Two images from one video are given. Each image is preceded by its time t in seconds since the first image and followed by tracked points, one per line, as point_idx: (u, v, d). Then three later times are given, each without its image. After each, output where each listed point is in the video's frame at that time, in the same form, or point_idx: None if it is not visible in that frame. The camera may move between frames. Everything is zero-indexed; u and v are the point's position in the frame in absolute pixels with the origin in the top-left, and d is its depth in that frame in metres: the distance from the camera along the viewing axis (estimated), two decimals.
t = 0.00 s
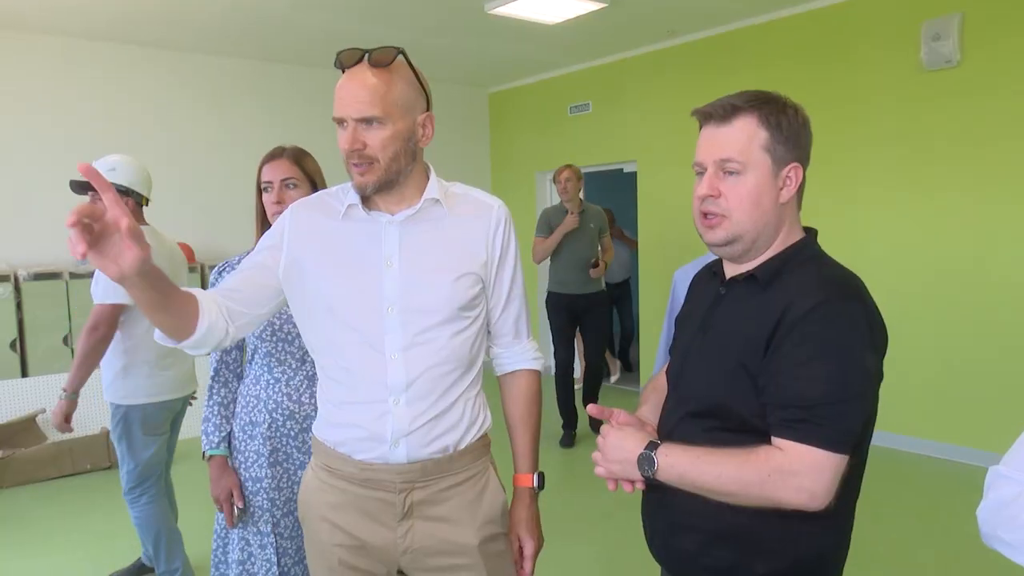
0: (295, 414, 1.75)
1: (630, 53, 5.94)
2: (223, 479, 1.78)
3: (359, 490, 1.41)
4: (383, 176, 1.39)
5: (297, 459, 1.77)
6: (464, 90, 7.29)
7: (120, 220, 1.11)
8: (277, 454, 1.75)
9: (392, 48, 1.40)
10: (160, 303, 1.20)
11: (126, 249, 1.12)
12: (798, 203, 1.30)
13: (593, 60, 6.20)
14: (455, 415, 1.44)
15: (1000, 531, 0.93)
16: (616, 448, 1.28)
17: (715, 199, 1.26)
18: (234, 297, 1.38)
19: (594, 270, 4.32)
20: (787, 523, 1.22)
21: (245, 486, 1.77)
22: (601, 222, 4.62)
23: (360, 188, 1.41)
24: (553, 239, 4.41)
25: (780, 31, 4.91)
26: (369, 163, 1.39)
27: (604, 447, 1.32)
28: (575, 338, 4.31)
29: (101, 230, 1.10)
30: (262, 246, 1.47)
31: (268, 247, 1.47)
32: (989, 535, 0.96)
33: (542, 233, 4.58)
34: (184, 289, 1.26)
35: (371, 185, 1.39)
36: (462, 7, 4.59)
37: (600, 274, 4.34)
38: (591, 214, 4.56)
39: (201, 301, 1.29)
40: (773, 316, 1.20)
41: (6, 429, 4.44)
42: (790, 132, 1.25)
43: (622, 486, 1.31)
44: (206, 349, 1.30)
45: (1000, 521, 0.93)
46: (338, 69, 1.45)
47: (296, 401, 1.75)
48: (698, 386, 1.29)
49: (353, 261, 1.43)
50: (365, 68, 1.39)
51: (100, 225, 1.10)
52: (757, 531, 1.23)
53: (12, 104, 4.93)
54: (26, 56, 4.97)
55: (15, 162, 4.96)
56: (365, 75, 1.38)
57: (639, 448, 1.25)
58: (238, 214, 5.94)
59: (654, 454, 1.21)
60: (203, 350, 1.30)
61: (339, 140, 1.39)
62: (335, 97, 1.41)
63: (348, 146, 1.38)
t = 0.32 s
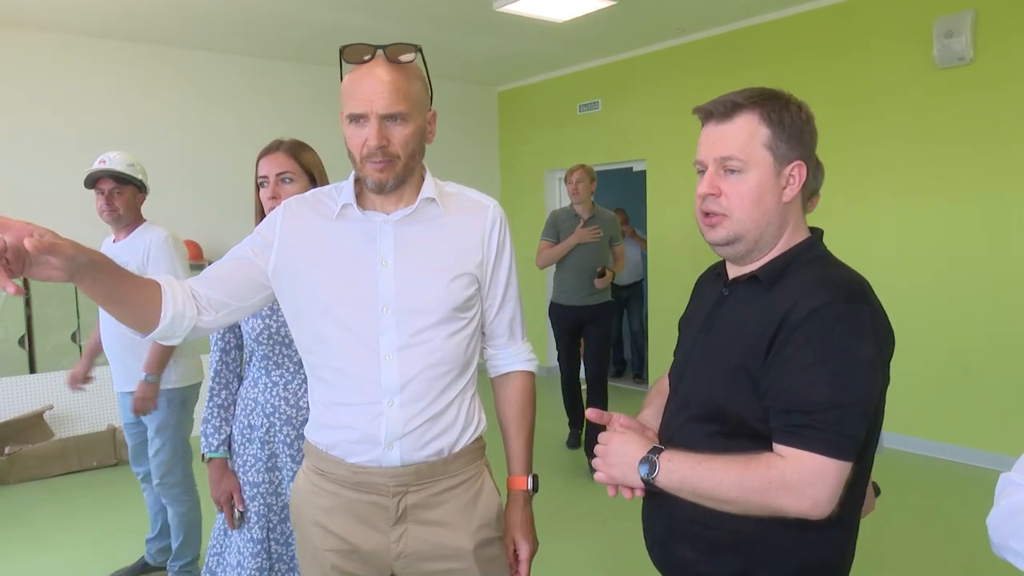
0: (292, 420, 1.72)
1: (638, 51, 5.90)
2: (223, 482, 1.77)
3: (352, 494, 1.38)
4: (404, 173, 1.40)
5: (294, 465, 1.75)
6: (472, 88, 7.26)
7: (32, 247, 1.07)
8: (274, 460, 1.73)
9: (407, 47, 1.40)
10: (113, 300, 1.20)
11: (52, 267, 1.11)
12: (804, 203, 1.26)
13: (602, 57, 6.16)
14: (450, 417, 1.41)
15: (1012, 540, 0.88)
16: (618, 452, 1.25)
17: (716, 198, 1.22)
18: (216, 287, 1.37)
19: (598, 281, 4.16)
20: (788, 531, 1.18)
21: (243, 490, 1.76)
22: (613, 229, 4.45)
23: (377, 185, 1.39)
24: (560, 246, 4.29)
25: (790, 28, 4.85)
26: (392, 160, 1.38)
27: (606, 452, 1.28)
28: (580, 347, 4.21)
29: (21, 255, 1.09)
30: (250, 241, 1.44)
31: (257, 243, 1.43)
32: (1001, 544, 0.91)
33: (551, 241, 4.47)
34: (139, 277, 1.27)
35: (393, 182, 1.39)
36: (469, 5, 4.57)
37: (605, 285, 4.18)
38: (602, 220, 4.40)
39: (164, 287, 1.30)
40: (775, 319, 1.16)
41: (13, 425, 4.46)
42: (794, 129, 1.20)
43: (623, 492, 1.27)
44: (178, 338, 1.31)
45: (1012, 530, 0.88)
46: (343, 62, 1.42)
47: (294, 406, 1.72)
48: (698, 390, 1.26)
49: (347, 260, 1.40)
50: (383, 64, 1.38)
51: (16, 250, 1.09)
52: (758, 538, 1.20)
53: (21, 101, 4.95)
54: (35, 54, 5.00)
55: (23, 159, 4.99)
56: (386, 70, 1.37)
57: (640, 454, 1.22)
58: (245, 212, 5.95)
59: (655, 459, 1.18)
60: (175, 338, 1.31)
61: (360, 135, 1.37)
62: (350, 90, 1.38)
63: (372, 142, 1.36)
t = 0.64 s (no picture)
0: (289, 421, 1.67)
1: (640, 51, 5.87)
2: (222, 481, 1.76)
3: (343, 495, 1.36)
4: (429, 169, 1.41)
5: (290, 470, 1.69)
6: (474, 87, 7.24)
7: (21, 248, 1.04)
8: (271, 463, 1.69)
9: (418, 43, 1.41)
10: (101, 303, 1.18)
11: (39, 268, 1.08)
12: (808, 206, 1.23)
13: (604, 57, 6.12)
14: (442, 419, 1.39)
15: (1018, 552, 0.85)
16: (616, 457, 1.23)
17: (720, 196, 1.20)
18: (207, 287, 1.35)
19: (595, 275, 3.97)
20: (786, 539, 1.16)
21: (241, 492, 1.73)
22: (621, 223, 4.23)
23: (410, 180, 1.37)
24: (559, 238, 4.17)
25: (793, 29, 4.82)
26: (423, 156, 1.38)
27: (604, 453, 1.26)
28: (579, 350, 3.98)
29: (8, 254, 1.05)
30: (240, 237, 1.42)
31: (248, 239, 1.41)
32: (1005, 556, 0.88)
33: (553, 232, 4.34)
34: (126, 277, 1.24)
35: (423, 179, 1.39)
36: (470, 3, 4.54)
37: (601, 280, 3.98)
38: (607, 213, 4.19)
39: (152, 288, 1.28)
40: (776, 323, 1.14)
41: (11, 420, 4.44)
42: (801, 131, 1.17)
43: (619, 495, 1.25)
44: (166, 339, 1.30)
45: (1018, 540, 0.86)
46: (361, 55, 1.38)
47: (292, 407, 1.68)
48: (697, 394, 1.23)
49: (340, 259, 1.38)
50: (409, 60, 1.38)
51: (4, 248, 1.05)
52: (755, 546, 1.17)
53: (20, 97, 4.93)
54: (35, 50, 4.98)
55: (23, 155, 4.97)
56: (415, 67, 1.38)
57: (638, 459, 1.20)
58: (246, 210, 5.94)
59: (655, 463, 1.16)
60: (163, 339, 1.30)
61: (398, 130, 1.35)
62: (382, 82, 1.34)
63: (416, 136, 1.35)
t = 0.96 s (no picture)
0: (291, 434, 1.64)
1: (630, 55, 5.89)
2: (219, 498, 1.73)
3: (338, 507, 1.34)
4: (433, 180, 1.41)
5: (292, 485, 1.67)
6: (464, 90, 7.23)
7: (14, 264, 1.02)
8: (272, 478, 1.66)
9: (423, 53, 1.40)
10: (92, 313, 1.16)
11: (30, 281, 1.06)
12: (813, 208, 1.23)
13: (594, 60, 6.13)
14: (439, 427, 1.37)
15: None
16: (619, 464, 1.21)
17: (725, 198, 1.19)
18: (199, 294, 1.33)
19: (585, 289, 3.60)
20: (792, 545, 1.15)
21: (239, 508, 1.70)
22: (606, 230, 3.86)
23: (416, 190, 1.36)
24: (541, 252, 3.77)
25: (782, 32, 4.85)
26: (429, 167, 1.38)
27: (609, 462, 1.24)
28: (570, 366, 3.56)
29: None
30: (234, 242, 1.39)
31: (241, 245, 1.38)
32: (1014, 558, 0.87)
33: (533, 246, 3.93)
34: (116, 285, 1.22)
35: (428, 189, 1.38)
36: (460, 7, 4.53)
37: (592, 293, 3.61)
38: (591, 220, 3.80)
39: (143, 296, 1.26)
40: (780, 327, 1.13)
41: None
42: (808, 133, 1.17)
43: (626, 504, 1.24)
44: (156, 347, 1.27)
45: None
46: (370, 61, 1.36)
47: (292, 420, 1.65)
48: (700, 398, 1.22)
49: (334, 267, 1.36)
50: (418, 70, 1.37)
51: None
52: (759, 553, 1.16)
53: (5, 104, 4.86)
54: (21, 55, 4.92)
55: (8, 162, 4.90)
56: (424, 77, 1.37)
57: (643, 465, 1.19)
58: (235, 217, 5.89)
59: (659, 470, 1.15)
60: (154, 347, 1.27)
61: (409, 140, 1.33)
62: (394, 92, 1.33)
63: (426, 148, 1.34)
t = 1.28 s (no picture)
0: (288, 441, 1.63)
1: (620, 57, 5.90)
2: (211, 507, 1.70)
3: (339, 512, 1.33)
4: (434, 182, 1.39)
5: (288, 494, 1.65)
6: (454, 92, 7.23)
7: (16, 279, 1.00)
8: (267, 486, 1.64)
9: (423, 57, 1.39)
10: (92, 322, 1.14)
11: (30, 293, 1.04)
12: (821, 209, 1.23)
13: (585, 62, 6.14)
14: (442, 431, 1.36)
15: None
16: (626, 469, 1.21)
17: (735, 200, 1.19)
18: (197, 299, 1.31)
19: (571, 289, 3.41)
20: (801, 547, 1.15)
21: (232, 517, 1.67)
22: (588, 224, 3.65)
23: (419, 192, 1.35)
24: (522, 249, 3.50)
25: (773, 34, 4.87)
26: (431, 168, 1.37)
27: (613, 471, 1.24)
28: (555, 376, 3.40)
29: None
30: (233, 247, 1.38)
31: (241, 250, 1.37)
32: None
33: (511, 243, 3.65)
34: (114, 291, 1.20)
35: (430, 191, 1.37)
36: (452, 9, 4.53)
37: (580, 292, 3.42)
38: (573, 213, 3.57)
39: (142, 302, 1.24)
40: (788, 330, 1.13)
41: None
42: (818, 134, 1.17)
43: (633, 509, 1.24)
44: (156, 354, 1.26)
45: None
46: (376, 62, 1.35)
47: (290, 427, 1.63)
48: (710, 402, 1.22)
49: (335, 271, 1.35)
50: (424, 73, 1.37)
51: None
52: (769, 555, 1.16)
53: None
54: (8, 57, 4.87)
55: None
56: (429, 81, 1.36)
57: (649, 470, 1.19)
58: (226, 220, 5.85)
59: (666, 477, 1.15)
60: (153, 354, 1.26)
61: (412, 141, 1.33)
62: (397, 93, 1.32)
63: (429, 150, 1.34)
